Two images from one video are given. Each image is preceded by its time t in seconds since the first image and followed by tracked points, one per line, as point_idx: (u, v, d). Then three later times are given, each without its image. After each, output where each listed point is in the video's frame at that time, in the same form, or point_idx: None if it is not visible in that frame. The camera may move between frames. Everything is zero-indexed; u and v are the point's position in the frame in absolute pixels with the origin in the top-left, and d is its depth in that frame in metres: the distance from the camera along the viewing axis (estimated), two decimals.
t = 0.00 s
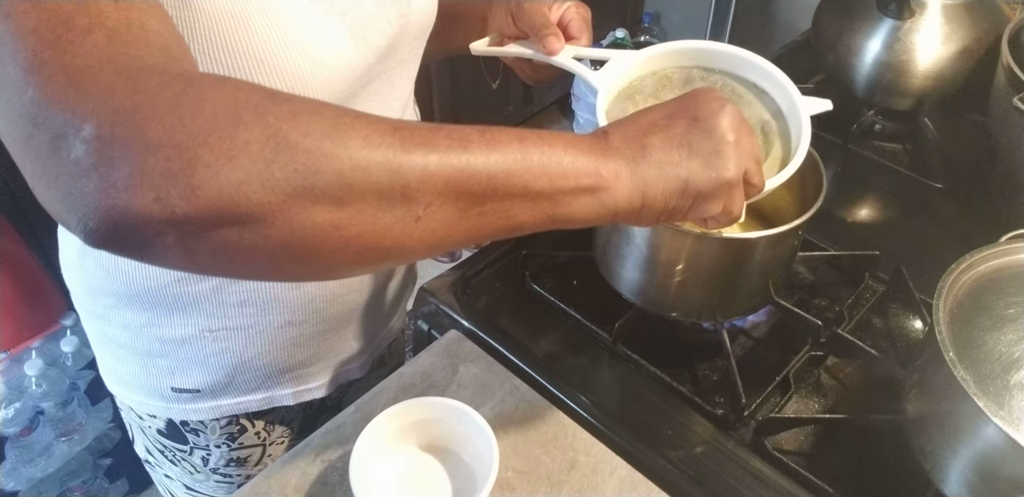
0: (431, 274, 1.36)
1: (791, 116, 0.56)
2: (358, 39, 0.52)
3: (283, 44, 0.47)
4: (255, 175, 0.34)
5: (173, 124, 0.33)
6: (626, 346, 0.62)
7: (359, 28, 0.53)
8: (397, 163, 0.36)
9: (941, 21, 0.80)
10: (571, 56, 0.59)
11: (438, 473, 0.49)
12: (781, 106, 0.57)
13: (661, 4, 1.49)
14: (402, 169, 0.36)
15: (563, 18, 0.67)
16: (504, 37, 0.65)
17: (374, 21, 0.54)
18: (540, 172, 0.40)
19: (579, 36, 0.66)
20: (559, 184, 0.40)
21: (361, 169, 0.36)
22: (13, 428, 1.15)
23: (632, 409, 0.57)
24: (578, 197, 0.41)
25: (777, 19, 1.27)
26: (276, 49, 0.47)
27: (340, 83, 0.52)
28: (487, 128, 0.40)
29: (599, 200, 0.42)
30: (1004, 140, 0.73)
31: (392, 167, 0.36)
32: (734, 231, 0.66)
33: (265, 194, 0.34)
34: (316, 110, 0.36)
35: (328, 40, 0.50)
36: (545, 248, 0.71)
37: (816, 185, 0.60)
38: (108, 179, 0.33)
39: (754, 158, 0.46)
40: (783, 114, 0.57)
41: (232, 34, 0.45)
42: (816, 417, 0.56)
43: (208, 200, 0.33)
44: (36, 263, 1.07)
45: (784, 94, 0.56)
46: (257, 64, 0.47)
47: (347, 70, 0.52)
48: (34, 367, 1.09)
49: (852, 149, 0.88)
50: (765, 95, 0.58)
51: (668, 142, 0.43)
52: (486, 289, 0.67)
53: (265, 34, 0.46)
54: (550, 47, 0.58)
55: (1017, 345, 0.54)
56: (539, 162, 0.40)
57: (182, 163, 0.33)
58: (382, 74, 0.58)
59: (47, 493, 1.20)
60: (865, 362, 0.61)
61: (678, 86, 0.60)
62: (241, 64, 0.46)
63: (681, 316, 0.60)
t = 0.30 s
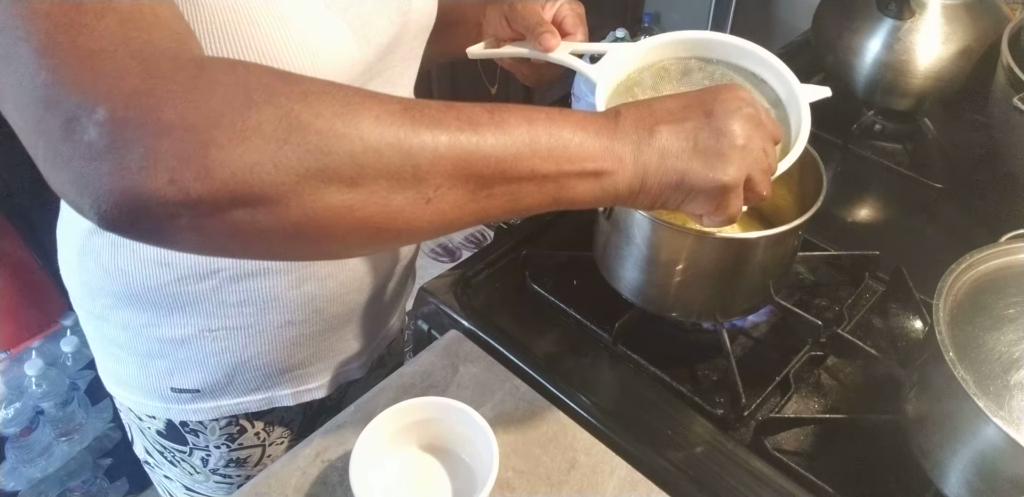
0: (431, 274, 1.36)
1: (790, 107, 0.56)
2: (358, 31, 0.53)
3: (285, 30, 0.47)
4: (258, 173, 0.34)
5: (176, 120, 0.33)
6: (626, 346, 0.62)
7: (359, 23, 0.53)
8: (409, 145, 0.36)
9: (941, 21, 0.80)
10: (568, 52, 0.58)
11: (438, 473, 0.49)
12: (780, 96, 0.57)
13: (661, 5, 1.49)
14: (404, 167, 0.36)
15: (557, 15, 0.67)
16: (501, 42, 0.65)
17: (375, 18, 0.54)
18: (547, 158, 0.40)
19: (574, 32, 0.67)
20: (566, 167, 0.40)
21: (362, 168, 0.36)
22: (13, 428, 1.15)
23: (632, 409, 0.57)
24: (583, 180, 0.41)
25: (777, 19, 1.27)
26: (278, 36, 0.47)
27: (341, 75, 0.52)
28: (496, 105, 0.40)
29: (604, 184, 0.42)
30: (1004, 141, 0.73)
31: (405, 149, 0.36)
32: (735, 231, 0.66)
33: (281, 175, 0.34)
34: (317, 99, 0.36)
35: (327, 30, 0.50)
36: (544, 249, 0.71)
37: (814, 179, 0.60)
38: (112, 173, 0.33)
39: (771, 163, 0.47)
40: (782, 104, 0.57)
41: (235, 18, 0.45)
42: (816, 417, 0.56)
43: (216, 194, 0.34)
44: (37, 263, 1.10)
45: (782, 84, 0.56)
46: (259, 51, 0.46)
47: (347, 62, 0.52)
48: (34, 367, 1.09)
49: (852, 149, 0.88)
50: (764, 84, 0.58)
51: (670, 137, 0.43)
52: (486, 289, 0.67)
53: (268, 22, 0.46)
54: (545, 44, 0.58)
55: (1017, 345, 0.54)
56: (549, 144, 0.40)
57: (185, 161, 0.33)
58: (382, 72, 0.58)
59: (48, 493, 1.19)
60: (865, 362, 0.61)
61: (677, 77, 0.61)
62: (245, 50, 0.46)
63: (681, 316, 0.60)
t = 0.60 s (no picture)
0: (431, 274, 1.36)
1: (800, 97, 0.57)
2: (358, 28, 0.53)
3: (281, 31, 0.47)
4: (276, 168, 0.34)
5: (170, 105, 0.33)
6: (626, 346, 0.62)
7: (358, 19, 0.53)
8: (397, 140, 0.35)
9: (941, 21, 0.80)
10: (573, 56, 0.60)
11: (438, 472, 0.49)
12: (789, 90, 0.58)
13: (661, 4, 1.50)
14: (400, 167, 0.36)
15: (567, 21, 0.67)
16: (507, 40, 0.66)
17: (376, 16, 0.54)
18: (543, 146, 0.38)
19: (581, 39, 0.66)
20: (550, 144, 0.38)
21: (355, 165, 0.35)
22: (13, 428, 1.15)
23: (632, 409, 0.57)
24: (581, 166, 0.41)
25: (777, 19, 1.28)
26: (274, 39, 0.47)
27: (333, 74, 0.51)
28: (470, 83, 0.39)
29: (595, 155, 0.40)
30: (1004, 141, 0.73)
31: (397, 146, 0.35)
32: (734, 230, 0.67)
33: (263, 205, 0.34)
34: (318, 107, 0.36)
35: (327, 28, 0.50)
36: (544, 248, 0.71)
37: (813, 178, 0.60)
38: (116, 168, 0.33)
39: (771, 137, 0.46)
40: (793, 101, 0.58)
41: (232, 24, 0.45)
42: (816, 417, 0.56)
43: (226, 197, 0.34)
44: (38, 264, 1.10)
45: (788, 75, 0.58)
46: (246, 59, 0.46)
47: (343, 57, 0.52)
48: (34, 367, 1.09)
49: (852, 149, 0.88)
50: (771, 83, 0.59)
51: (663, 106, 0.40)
52: (487, 289, 0.67)
53: (272, 15, 0.46)
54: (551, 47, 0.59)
55: (1017, 345, 0.54)
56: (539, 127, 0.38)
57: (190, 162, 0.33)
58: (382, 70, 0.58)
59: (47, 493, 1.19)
60: (865, 361, 0.61)
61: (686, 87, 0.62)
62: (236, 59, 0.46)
63: (681, 317, 0.59)
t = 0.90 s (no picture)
0: (431, 274, 1.36)
1: (808, 95, 0.59)
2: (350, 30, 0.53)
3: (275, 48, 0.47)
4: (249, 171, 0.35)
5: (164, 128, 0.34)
6: (626, 346, 0.62)
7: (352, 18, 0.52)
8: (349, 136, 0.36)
9: (941, 21, 0.80)
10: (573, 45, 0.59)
11: (438, 472, 0.49)
12: (795, 91, 0.60)
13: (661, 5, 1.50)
14: (375, 163, 0.36)
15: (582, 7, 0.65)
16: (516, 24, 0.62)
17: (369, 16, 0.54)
18: (509, 117, 0.38)
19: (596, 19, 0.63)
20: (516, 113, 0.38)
21: (336, 161, 0.35)
22: (13, 428, 1.15)
23: (632, 409, 0.57)
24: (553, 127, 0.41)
25: (778, 19, 1.28)
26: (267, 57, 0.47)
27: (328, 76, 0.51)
28: (430, 68, 0.38)
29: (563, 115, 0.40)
30: (1004, 141, 0.73)
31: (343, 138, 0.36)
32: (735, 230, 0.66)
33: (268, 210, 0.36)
34: (308, 109, 0.36)
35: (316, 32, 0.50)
36: (544, 248, 0.71)
37: (813, 179, 0.60)
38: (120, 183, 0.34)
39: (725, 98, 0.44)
40: (801, 98, 0.59)
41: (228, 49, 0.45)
42: (816, 417, 0.56)
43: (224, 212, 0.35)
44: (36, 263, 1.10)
45: (795, 76, 0.60)
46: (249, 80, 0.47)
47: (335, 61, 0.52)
48: (34, 367, 1.10)
49: (852, 149, 0.88)
50: (774, 86, 0.61)
51: (615, 63, 0.39)
52: (487, 289, 0.67)
53: (255, 22, 0.46)
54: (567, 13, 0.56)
55: (1017, 345, 0.54)
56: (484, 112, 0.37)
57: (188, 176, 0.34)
58: (376, 71, 0.58)
59: (47, 493, 1.20)
60: (865, 362, 0.61)
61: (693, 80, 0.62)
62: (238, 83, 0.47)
63: (681, 317, 0.59)
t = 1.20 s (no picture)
0: (430, 273, 1.36)
1: (802, 127, 0.59)
2: (336, 44, 0.52)
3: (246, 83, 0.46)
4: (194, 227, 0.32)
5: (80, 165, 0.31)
6: (626, 346, 0.62)
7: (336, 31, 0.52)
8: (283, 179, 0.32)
9: (940, 21, 0.80)
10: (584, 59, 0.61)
11: (438, 473, 0.49)
12: (791, 121, 0.61)
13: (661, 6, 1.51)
14: (307, 229, 0.33)
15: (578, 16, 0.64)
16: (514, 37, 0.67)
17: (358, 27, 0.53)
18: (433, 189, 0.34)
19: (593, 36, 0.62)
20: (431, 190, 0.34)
21: (233, 251, 0.32)
22: (13, 428, 1.16)
23: (632, 409, 0.56)
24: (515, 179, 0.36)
25: (778, 19, 1.28)
26: (237, 93, 0.46)
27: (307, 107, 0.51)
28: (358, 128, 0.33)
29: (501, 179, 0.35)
30: (1004, 141, 0.73)
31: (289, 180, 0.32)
32: (735, 231, 0.66)
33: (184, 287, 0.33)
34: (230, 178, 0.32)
35: (303, 54, 0.49)
36: (543, 248, 0.71)
37: (813, 182, 0.60)
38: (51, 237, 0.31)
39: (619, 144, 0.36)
40: (796, 129, 0.60)
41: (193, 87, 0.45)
42: (816, 417, 0.56)
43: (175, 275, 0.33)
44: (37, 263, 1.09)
45: (792, 107, 0.60)
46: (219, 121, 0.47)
47: (319, 82, 0.50)
48: (34, 367, 1.11)
49: (852, 149, 0.88)
50: (771, 114, 0.62)
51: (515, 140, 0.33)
52: (487, 289, 0.67)
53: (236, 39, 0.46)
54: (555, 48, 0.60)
55: (1017, 344, 0.54)
56: (426, 163, 0.33)
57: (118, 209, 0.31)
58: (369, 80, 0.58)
59: (47, 493, 1.18)
60: (865, 362, 0.61)
61: (688, 107, 0.63)
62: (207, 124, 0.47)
63: (681, 317, 0.59)
